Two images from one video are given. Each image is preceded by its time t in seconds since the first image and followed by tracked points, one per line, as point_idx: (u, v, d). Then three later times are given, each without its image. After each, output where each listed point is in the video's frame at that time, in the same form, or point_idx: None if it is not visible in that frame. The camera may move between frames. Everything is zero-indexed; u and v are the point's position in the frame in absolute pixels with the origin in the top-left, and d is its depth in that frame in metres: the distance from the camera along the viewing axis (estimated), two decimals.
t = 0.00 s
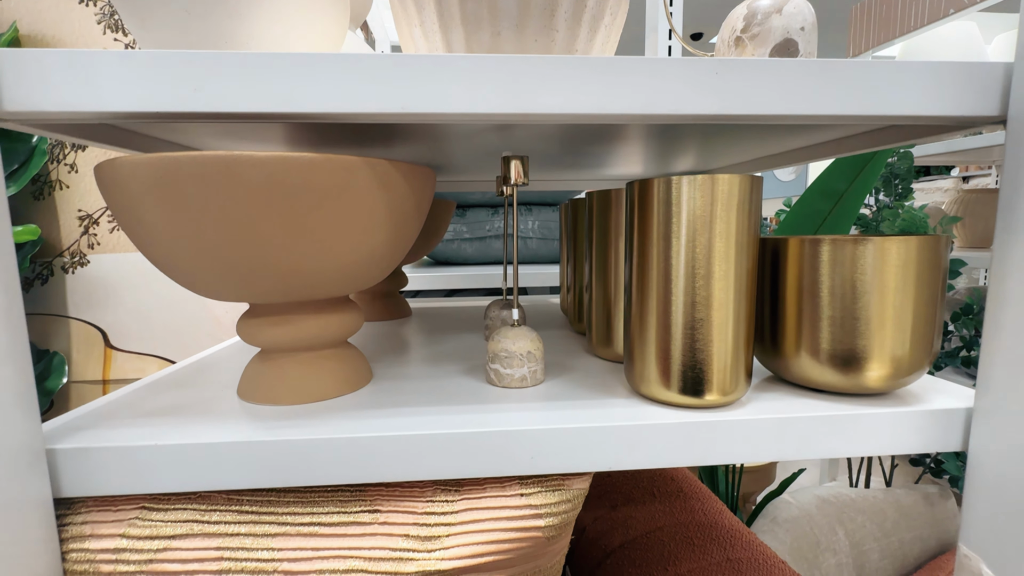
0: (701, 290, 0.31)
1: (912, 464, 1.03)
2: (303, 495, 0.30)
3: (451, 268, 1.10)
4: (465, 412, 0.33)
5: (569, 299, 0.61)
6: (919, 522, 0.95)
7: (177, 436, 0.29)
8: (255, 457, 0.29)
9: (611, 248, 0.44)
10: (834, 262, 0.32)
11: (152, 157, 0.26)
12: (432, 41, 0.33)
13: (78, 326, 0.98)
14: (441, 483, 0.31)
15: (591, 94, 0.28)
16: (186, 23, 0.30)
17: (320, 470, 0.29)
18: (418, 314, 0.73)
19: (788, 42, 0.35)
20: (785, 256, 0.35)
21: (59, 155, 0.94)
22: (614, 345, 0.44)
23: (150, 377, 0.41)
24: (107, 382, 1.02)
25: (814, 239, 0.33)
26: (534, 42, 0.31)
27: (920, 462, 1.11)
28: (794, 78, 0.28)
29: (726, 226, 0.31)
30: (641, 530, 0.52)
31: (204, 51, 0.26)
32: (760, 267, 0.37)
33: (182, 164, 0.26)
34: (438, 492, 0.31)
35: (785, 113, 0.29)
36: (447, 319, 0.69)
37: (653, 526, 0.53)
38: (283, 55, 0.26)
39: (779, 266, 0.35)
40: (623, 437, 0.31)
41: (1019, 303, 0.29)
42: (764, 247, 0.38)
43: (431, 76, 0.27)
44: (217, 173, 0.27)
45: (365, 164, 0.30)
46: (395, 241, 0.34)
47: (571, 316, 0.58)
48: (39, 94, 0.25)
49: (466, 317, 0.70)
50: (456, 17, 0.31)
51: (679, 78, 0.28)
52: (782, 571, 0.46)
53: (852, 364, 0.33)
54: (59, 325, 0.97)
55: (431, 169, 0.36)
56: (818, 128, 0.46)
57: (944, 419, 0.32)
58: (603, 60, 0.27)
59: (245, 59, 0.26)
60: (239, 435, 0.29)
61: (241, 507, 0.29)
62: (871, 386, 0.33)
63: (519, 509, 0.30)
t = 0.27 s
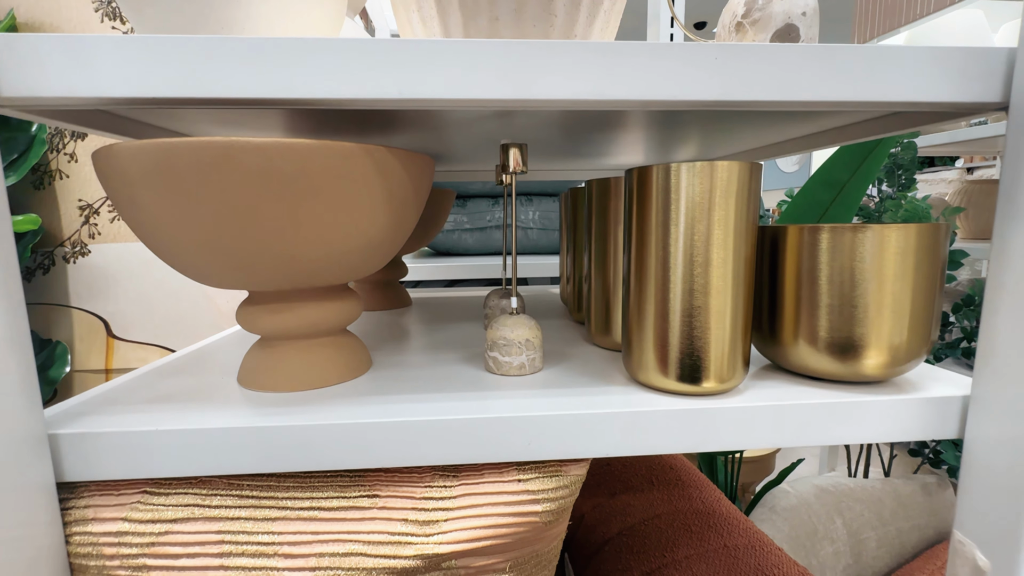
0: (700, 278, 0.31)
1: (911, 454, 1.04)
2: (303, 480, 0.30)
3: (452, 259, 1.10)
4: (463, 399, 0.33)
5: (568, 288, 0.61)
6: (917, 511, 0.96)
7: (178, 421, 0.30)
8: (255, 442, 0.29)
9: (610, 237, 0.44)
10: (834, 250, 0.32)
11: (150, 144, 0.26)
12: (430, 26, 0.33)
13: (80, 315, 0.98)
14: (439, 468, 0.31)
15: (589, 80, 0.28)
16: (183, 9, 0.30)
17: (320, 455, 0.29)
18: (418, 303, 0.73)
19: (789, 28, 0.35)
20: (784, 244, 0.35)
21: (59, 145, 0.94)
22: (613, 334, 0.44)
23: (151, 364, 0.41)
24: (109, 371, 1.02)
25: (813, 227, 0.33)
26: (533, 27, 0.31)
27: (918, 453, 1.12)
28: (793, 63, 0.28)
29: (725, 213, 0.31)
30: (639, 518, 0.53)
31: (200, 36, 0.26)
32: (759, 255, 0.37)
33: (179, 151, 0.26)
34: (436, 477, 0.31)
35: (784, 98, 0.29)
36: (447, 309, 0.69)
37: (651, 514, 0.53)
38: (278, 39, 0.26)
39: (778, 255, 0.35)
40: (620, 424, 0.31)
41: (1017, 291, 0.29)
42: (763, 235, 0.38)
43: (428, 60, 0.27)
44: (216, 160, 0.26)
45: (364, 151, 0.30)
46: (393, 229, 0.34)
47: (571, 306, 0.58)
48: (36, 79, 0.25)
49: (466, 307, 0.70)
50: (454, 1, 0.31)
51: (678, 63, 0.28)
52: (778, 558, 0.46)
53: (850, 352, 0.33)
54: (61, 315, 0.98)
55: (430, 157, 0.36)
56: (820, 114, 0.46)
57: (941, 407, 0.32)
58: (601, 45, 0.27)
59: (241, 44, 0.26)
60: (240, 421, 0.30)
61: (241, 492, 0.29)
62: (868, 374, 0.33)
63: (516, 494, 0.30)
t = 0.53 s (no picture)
0: (694, 266, 0.31)
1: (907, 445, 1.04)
2: (299, 466, 0.30)
3: (450, 250, 1.10)
4: (458, 387, 0.33)
5: (566, 279, 0.61)
6: (911, 501, 0.97)
7: (174, 408, 0.30)
8: (251, 428, 0.29)
9: (607, 227, 0.43)
10: (829, 238, 0.32)
11: (143, 130, 0.26)
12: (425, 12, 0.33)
13: (80, 306, 0.99)
14: (435, 455, 0.31)
15: (584, 66, 0.27)
16: None
17: (315, 441, 0.30)
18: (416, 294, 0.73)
19: (787, 15, 0.35)
20: (780, 233, 0.35)
21: (56, 135, 0.93)
22: (609, 323, 0.44)
23: (149, 352, 0.42)
24: (109, 361, 1.03)
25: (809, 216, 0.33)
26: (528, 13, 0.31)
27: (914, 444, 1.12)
28: (790, 51, 0.28)
29: (720, 201, 0.31)
30: (635, 506, 0.53)
31: (192, 21, 0.25)
32: (755, 244, 0.37)
33: (172, 138, 0.26)
34: (432, 464, 0.31)
35: (780, 85, 0.29)
36: (445, 300, 0.69)
37: (646, 502, 0.53)
38: (271, 24, 0.26)
39: (774, 244, 0.35)
40: (615, 411, 0.31)
41: (1010, 280, 0.29)
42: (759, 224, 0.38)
43: (422, 46, 0.27)
44: (209, 146, 0.26)
45: (358, 137, 0.30)
46: (389, 217, 0.34)
47: (568, 296, 0.58)
48: (29, 64, 0.25)
49: (464, 297, 0.70)
50: None
51: (674, 49, 0.28)
52: (772, 546, 0.47)
53: (844, 340, 0.33)
54: (60, 305, 0.98)
55: (425, 145, 0.36)
56: (819, 102, 0.45)
57: (932, 395, 0.33)
58: (596, 31, 0.27)
59: (233, 30, 0.26)
60: (236, 408, 0.30)
61: (238, 478, 0.30)
62: (862, 362, 0.33)
63: (510, 481, 0.31)
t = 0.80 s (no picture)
0: (690, 252, 0.31)
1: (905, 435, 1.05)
2: (298, 448, 0.31)
3: (451, 239, 1.10)
4: (454, 371, 0.34)
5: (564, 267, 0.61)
6: (909, 490, 0.97)
7: (175, 391, 0.30)
8: (250, 411, 0.29)
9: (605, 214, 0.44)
10: (825, 224, 0.32)
11: (140, 114, 0.26)
12: None
13: (83, 294, 1.00)
14: (431, 438, 0.32)
15: (579, 51, 0.27)
16: None
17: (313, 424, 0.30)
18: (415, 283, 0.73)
19: None
20: (777, 219, 0.35)
21: (56, 123, 0.94)
22: (606, 310, 0.45)
23: (151, 338, 0.42)
24: (113, 349, 1.04)
25: (805, 202, 0.33)
26: None
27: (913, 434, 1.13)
28: (786, 35, 0.28)
29: (716, 187, 0.31)
30: (632, 492, 0.54)
31: (187, 6, 0.25)
32: (752, 231, 0.37)
33: (168, 122, 0.26)
34: (428, 447, 0.32)
35: (777, 70, 0.28)
36: (444, 288, 0.69)
37: (643, 488, 0.54)
38: (266, 9, 0.26)
39: (770, 230, 0.36)
40: (609, 396, 0.32)
41: (1004, 266, 0.29)
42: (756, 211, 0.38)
43: (416, 31, 0.27)
44: (205, 131, 0.26)
45: (354, 122, 0.30)
46: (386, 202, 0.35)
47: (567, 284, 0.58)
48: (26, 49, 0.25)
49: (463, 286, 0.70)
50: None
51: (670, 34, 0.27)
52: (766, 532, 0.48)
53: (839, 326, 0.33)
54: (63, 294, 0.99)
55: (423, 131, 0.36)
56: (819, 88, 0.45)
57: (924, 381, 0.33)
58: (591, 15, 0.27)
59: (228, 14, 0.26)
60: (235, 391, 0.30)
61: (238, 459, 0.30)
62: (857, 348, 0.33)
63: (506, 464, 0.31)
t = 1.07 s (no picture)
0: (683, 237, 0.32)
1: (905, 424, 1.05)
2: (297, 429, 0.32)
3: (452, 228, 1.10)
4: (450, 355, 0.34)
5: (563, 255, 0.61)
6: (907, 477, 0.98)
7: (176, 373, 0.31)
8: (250, 393, 0.30)
9: (601, 200, 0.44)
10: (818, 210, 0.33)
11: (139, 100, 0.26)
12: None
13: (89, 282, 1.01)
14: (427, 420, 0.32)
15: (570, 36, 0.27)
16: None
17: (311, 405, 0.31)
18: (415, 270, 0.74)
19: None
20: (771, 205, 0.35)
21: (59, 111, 0.94)
22: (602, 296, 0.45)
23: (155, 322, 0.43)
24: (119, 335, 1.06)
25: (799, 188, 0.33)
26: None
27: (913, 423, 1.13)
28: (779, 21, 0.28)
29: (709, 173, 0.31)
30: (629, 475, 0.54)
31: None
32: (748, 217, 0.37)
33: (167, 107, 0.26)
34: (424, 428, 0.32)
35: (770, 56, 0.28)
36: (443, 275, 0.69)
37: (640, 472, 0.55)
38: None
39: (765, 216, 0.36)
40: (602, 379, 0.32)
41: (996, 251, 0.29)
42: (751, 198, 0.38)
43: (409, 17, 0.27)
44: (203, 116, 0.27)
45: (350, 108, 0.30)
46: (382, 189, 0.35)
47: (565, 272, 0.59)
48: (26, 37, 0.26)
49: (463, 273, 0.71)
50: None
51: (662, 20, 0.27)
52: (759, 515, 0.49)
53: (832, 312, 0.33)
54: (69, 281, 1.00)
55: (419, 117, 0.36)
56: (820, 72, 0.45)
57: (915, 366, 0.33)
58: None
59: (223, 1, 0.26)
60: (235, 373, 0.31)
61: (239, 439, 0.31)
62: (849, 334, 0.34)
63: (500, 444, 0.32)
